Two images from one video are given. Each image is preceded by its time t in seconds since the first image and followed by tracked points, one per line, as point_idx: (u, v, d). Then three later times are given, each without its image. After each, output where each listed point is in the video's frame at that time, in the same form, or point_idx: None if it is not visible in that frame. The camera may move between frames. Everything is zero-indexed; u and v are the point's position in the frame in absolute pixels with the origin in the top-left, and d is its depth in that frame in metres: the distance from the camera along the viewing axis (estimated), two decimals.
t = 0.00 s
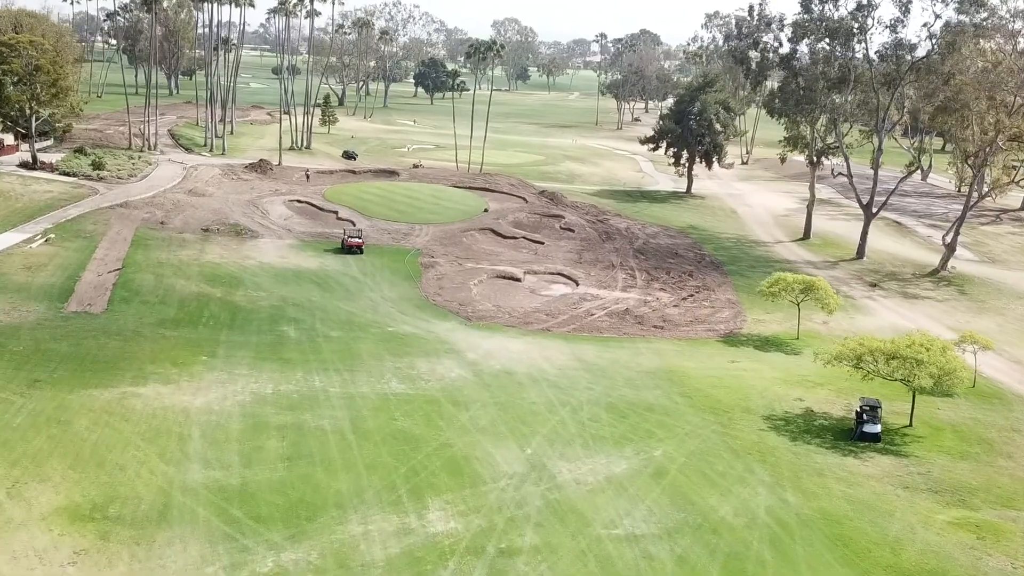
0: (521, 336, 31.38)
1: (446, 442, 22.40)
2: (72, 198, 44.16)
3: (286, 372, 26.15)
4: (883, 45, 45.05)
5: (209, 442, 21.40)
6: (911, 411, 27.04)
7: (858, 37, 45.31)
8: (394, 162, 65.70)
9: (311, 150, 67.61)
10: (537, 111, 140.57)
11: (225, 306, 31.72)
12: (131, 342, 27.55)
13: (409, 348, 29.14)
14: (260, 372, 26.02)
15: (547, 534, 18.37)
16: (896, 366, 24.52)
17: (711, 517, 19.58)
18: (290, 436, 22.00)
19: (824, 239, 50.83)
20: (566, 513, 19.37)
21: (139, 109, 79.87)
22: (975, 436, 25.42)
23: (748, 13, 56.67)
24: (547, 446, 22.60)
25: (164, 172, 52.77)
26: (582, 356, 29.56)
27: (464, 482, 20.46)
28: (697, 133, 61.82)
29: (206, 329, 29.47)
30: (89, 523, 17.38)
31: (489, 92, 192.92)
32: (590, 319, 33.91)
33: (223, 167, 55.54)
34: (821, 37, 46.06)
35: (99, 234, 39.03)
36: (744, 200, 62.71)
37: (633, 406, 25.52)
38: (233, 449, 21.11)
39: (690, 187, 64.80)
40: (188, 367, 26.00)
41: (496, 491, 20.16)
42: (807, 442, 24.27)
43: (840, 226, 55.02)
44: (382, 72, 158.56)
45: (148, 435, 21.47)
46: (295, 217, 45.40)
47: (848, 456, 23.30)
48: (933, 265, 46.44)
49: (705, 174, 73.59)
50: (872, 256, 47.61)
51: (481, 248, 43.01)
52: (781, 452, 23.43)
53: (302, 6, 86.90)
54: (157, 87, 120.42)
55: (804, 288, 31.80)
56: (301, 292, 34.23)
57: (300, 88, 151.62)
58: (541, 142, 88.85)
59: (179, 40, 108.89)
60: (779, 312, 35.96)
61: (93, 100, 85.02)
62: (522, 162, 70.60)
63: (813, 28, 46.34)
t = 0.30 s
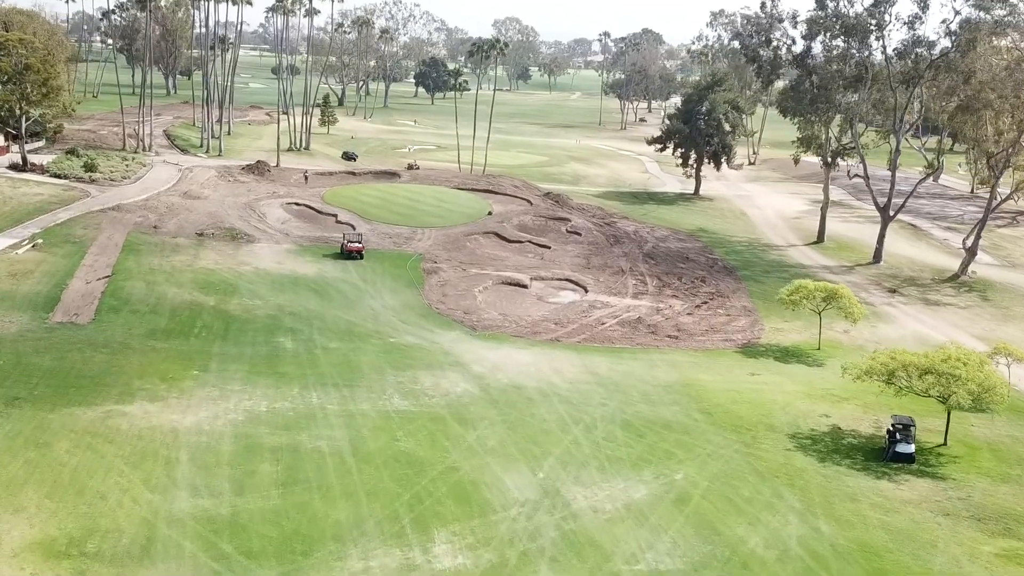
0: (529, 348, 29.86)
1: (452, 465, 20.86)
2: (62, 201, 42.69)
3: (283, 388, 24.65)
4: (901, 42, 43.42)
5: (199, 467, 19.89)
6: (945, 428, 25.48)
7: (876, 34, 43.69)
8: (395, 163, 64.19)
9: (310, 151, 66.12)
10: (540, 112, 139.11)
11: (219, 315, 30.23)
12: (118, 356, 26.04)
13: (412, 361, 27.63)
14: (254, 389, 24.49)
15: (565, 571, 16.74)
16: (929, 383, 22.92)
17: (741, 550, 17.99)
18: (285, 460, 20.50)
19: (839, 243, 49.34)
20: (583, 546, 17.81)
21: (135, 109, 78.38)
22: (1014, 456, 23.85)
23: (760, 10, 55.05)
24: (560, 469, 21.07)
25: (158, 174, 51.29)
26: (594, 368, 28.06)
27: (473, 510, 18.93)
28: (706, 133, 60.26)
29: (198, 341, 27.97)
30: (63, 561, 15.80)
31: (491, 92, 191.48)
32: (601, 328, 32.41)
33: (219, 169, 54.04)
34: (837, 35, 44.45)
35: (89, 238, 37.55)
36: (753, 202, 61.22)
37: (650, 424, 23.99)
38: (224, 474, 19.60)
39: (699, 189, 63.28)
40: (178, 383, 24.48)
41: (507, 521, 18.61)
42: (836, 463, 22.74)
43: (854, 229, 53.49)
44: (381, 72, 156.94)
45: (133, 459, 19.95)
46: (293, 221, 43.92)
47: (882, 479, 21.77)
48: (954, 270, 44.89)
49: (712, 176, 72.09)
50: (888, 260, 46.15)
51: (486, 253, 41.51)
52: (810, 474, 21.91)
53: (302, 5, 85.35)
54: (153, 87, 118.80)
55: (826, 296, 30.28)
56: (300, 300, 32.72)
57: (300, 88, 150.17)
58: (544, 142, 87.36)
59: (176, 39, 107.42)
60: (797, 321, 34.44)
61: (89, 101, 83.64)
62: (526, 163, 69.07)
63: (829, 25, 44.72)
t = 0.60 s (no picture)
0: (540, 360, 28.19)
1: (460, 493, 19.14)
2: (50, 203, 41.06)
3: (277, 406, 22.97)
4: (923, 38, 41.61)
5: (184, 496, 18.19)
6: (986, 447, 23.77)
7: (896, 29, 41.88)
8: (396, 164, 62.55)
9: (308, 152, 64.47)
10: (542, 111, 137.56)
11: (211, 326, 28.59)
12: (101, 370, 24.40)
13: (416, 375, 25.98)
14: (246, 407, 22.81)
15: None
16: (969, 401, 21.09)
17: None
18: (278, 487, 18.83)
19: (856, 247, 47.69)
20: None
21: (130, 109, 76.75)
22: None
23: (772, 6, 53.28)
24: (577, 497, 19.39)
25: (152, 175, 49.64)
26: (608, 382, 26.41)
27: (483, 544, 17.20)
28: (716, 132, 58.55)
29: (188, 353, 26.34)
30: None
31: (492, 92, 189.93)
32: (614, 338, 30.76)
33: (214, 169, 52.40)
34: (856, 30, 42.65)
35: (77, 243, 35.92)
36: (764, 204, 59.58)
37: (672, 446, 22.32)
38: (212, 503, 17.91)
39: (708, 190, 61.65)
40: (165, 401, 22.81)
41: (522, 557, 16.89)
42: (874, 487, 21.03)
43: (870, 232, 51.83)
44: (381, 72, 155.26)
45: (112, 488, 18.25)
46: (291, 224, 42.30)
47: (925, 505, 20.10)
48: (976, 274, 43.22)
49: (721, 177, 70.42)
50: (908, 265, 44.50)
51: (491, 258, 39.86)
52: (847, 501, 20.22)
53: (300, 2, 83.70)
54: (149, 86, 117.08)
55: (852, 305, 28.63)
56: (296, 309, 31.08)
57: (299, 88, 148.45)
58: (548, 142, 85.70)
59: (173, 38, 105.75)
60: (819, 330, 32.78)
61: (83, 100, 81.96)
62: (530, 164, 67.42)
63: (847, 20, 42.93)
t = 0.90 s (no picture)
0: (550, 372, 26.61)
1: (470, 523, 17.49)
2: (38, 205, 39.53)
3: (271, 425, 21.38)
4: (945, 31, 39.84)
5: (167, 526, 16.53)
6: None
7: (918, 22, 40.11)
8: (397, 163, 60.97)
9: (307, 151, 62.91)
10: (544, 110, 135.97)
11: (202, 335, 27.03)
12: (83, 384, 22.83)
13: (419, 389, 24.39)
14: (238, 426, 21.21)
15: None
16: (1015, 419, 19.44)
17: None
18: (270, 516, 17.18)
19: (873, 249, 46.15)
20: None
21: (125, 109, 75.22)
22: None
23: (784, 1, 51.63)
24: (596, 525, 17.75)
25: (145, 175, 48.11)
26: (624, 396, 24.82)
27: None
28: (726, 131, 56.96)
29: (177, 366, 24.77)
30: None
31: (493, 91, 188.42)
32: (628, 348, 29.20)
33: (210, 169, 50.85)
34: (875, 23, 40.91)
35: (64, 246, 34.37)
36: (775, 204, 58.04)
37: (696, 467, 20.73)
38: (196, 533, 16.28)
39: (717, 190, 60.13)
40: (151, 419, 21.24)
41: None
42: (915, 511, 19.38)
43: (887, 234, 50.29)
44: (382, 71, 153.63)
45: (88, 518, 16.62)
46: (289, 227, 40.76)
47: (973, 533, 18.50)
48: (1000, 278, 41.65)
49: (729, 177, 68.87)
50: (928, 268, 42.97)
51: (496, 261, 38.29)
52: (889, 528, 18.58)
53: None
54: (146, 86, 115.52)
55: (881, 313, 27.10)
56: (293, 317, 29.51)
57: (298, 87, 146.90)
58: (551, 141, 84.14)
59: (170, 37, 104.22)
60: (843, 339, 31.21)
61: (79, 99, 80.47)
62: (534, 164, 65.86)
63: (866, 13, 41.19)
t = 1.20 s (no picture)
0: (563, 384, 25.00)
1: (481, 556, 15.83)
2: (25, 206, 37.92)
3: (264, 444, 19.75)
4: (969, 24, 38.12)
5: (145, 561, 14.86)
6: None
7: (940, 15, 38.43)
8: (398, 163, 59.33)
9: (306, 150, 61.31)
10: (546, 109, 134.27)
11: (193, 344, 25.43)
12: (61, 399, 21.22)
13: (424, 403, 22.78)
14: (229, 446, 19.58)
15: None
16: None
17: None
18: (261, 549, 15.54)
19: (892, 251, 44.54)
20: None
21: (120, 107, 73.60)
22: None
23: None
24: (620, 558, 16.11)
25: (138, 175, 46.50)
26: (642, 411, 23.22)
27: None
28: (736, 129, 55.34)
29: (164, 378, 23.15)
30: None
31: (494, 90, 186.88)
32: (644, 357, 27.60)
33: (205, 169, 49.22)
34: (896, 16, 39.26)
35: (49, 249, 32.75)
36: (787, 205, 56.43)
37: (724, 491, 19.09)
38: (178, 570, 14.64)
39: (727, 190, 58.51)
40: (134, 438, 19.63)
41: None
42: (967, 538, 17.61)
43: (904, 235, 48.69)
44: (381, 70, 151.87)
45: (58, 551, 14.97)
46: (286, 228, 39.13)
47: None
48: None
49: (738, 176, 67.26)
50: (951, 271, 41.38)
51: (503, 264, 36.70)
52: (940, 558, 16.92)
53: None
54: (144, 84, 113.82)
55: (914, 319, 25.45)
56: (289, 324, 27.91)
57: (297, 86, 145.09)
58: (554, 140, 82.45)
59: (166, 34, 102.51)
60: (869, 347, 29.61)
61: (72, 98, 78.80)
62: (538, 163, 64.24)
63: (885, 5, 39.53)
